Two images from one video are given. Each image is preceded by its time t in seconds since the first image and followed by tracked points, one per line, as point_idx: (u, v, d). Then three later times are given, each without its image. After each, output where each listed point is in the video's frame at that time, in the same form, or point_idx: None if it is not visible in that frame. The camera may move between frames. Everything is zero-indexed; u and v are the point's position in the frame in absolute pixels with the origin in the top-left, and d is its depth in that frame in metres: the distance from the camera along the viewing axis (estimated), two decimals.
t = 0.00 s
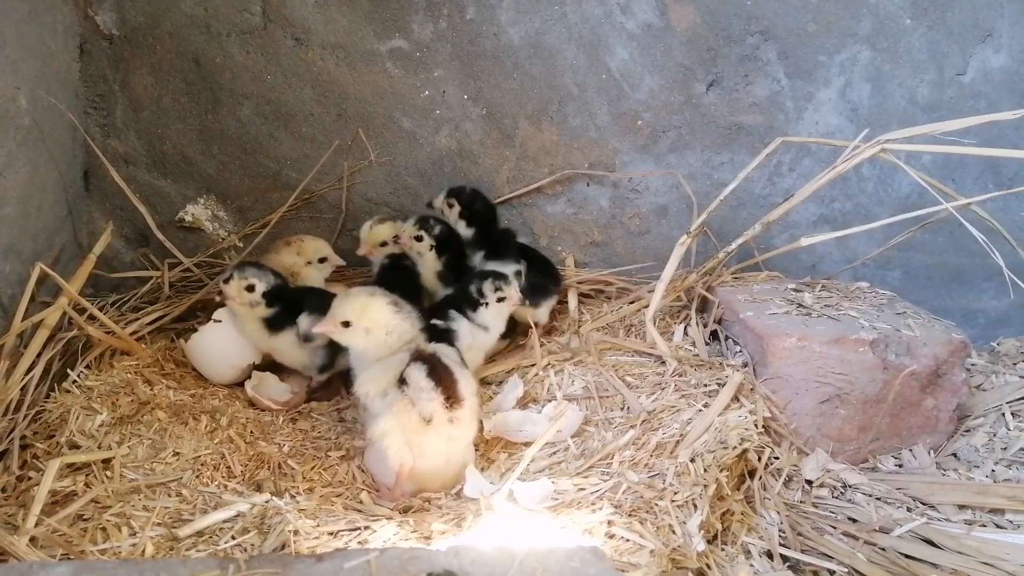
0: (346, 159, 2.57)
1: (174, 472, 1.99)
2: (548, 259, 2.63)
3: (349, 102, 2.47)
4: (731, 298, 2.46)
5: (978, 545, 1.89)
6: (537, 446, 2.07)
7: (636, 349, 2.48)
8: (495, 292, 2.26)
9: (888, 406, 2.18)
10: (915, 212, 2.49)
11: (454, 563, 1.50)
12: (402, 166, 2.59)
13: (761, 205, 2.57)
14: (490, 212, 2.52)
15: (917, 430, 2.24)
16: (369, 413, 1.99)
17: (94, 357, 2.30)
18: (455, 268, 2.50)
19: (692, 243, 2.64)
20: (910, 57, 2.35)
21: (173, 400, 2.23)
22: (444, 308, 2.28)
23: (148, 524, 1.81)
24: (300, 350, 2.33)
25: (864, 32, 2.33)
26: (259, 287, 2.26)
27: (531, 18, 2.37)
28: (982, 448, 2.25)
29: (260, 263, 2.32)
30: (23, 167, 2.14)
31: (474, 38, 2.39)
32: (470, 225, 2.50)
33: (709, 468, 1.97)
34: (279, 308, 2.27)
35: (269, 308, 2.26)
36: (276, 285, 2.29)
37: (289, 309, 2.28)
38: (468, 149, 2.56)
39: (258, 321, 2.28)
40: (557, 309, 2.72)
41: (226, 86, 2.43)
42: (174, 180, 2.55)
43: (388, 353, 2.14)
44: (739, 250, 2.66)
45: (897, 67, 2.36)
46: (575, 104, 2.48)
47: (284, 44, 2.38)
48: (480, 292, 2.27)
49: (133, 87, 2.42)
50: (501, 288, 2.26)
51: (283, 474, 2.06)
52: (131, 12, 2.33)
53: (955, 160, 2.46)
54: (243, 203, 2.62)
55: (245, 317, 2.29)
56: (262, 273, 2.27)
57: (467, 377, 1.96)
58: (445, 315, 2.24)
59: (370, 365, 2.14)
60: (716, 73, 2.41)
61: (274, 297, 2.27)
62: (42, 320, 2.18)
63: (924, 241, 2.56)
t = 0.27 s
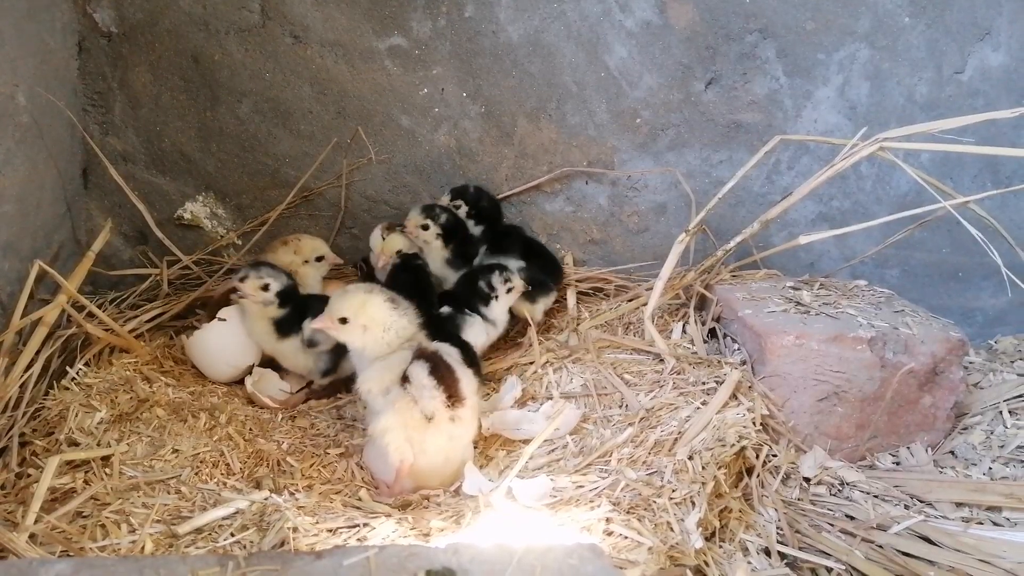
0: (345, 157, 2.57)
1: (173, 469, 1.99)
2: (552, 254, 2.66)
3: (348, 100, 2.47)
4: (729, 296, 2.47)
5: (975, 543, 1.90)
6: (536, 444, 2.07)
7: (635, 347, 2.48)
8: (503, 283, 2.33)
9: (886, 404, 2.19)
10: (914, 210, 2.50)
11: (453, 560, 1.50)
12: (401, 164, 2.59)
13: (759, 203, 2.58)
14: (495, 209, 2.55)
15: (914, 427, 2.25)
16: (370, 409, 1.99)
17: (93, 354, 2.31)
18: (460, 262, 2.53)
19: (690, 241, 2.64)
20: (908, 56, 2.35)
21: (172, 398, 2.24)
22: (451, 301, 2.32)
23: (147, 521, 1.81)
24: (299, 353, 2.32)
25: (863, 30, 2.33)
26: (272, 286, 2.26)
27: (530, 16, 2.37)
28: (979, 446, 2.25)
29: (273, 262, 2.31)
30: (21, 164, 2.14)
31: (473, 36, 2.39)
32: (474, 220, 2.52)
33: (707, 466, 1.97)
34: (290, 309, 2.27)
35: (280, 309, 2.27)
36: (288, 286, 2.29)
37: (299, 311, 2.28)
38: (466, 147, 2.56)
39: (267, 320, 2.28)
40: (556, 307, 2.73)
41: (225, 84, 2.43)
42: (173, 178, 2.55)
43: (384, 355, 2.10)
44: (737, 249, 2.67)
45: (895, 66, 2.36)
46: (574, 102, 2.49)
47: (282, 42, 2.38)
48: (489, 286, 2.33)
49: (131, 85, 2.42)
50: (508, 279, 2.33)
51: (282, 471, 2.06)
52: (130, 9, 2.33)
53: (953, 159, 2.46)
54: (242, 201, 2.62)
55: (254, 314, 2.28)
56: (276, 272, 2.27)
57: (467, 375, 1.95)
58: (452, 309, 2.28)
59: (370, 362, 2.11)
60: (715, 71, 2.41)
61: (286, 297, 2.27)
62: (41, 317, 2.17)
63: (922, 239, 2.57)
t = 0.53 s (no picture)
0: (344, 158, 2.57)
1: (172, 470, 1.99)
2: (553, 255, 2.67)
3: (347, 102, 2.48)
4: (727, 296, 2.47)
5: (974, 543, 1.90)
6: (535, 444, 2.08)
7: (633, 348, 2.48)
8: (495, 272, 2.38)
9: (884, 405, 2.19)
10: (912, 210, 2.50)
11: (452, 561, 1.50)
12: (400, 165, 2.59)
13: (758, 204, 2.58)
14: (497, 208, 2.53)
15: (913, 427, 2.25)
16: (370, 408, 1.99)
17: (91, 356, 2.31)
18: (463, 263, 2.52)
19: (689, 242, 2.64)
20: (906, 57, 2.36)
21: (170, 399, 2.24)
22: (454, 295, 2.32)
23: (146, 522, 1.81)
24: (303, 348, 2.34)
25: (861, 32, 2.34)
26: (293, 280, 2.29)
27: (528, 18, 2.37)
28: (977, 446, 2.26)
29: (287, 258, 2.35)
30: (21, 166, 2.14)
31: (472, 37, 2.40)
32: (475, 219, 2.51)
33: (705, 466, 1.97)
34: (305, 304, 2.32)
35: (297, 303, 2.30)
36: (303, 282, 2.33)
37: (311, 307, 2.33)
38: (465, 148, 2.56)
39: (281, 315, 2.29)
40: (555, 308, 2.73)
41: (224, 86, 2.43)
42: (171, 179, 2.56)
43: (393, 345, 2.11)
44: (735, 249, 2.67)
45: (893, 67, 2.37)
46: (573, 103, 2.49)
47: (281, 43, 2.39)
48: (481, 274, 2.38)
49: (130, 86, 2.42)
50: (500, 267, 2.38)
51: (282, 472, 2.06)
52: (129, 11, 2.33)
53: (951, 159, 2.47)
54: (241, 202, 2.62)
55: (269, 309, 2.29)
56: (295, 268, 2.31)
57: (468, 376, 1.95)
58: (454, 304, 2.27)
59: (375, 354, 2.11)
60: (713, 72, 2.42)
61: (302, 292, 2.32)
62: (39, 318, 2.18)
63: (920, 240, 2.57)
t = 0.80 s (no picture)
0: (343, 160, 2.57)
1: (171, 473, 1.99)
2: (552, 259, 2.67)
3: (346, 104, 2.48)
4: (727, 298, 2.47)
5: (974, 545, 1.90)
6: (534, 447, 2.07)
7: (633, 350, 2.48)
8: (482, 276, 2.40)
9: (883, 407, 2.19)
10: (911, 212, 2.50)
11: (451, 563, 1.50)
12: (399, 167, 2.59)
13: (757, 206, 2.58)
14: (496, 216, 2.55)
15: (912, 430, 2.25)
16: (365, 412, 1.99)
17: (90, 358, 2.30)
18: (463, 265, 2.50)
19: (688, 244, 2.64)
20: (904, 59, 2.36)
21: (169, 401, 2.24)
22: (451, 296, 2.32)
23: (144, 525, 1.81)
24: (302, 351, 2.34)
25: (859, 34, 2.34)
26: (291, 282, 2.31)
27: (527, 20, 2.37)
28: (976, 448, 2.26)
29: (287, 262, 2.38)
30: (19, 168, 2.14)
31: (471, 39, 2.40)
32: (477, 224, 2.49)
33: (705, 469, 1.97)
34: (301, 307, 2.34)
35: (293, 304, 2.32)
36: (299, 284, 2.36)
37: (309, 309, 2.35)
38: (464, 150, 2.56)
39: (278, 316, 2.31)
40: (554, 310, 2.73)
41: (223, 88, 2.43)
42: (170, 181, 2.55)
43: (389, 348, 2.14)
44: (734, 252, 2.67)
45: (892, 69, 2.37)
46: (572, 105, 2.49)
47: (280, 46, 2.39)
48: (470, 279, 2.38)
49: (129, 89, 2.42)
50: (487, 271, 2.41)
51: (280, 475, 2.06)
52: (128, 13, 2.33)
53: (950, 162, 2.47)
54: (240, 204, 2.62)
55: (266, 310, 2.31)
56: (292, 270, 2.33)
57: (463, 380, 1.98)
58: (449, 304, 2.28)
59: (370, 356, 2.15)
60: (712, 75, 2.42)
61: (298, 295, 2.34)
62: (38, 320, 2.17)
63: (919, 242, 2.58)
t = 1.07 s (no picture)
0: (340, 161, 2.57)
1: (166, 474, 1.98)
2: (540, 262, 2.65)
3: (343, 104, 2.47)
4: (724, 300, 2.47)
5: (971, 547, 1.90)
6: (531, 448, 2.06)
7: (630, 351, 2.48)
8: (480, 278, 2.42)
9: (880, 408, 2.19)
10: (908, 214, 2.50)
11: (447, 566, 1.50)
12: (396, 168, 2.58)
13: (754, 208, 2.58)
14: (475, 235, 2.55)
15: (909, 431, 2.25)
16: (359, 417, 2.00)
17: (86, 359, 2.30)
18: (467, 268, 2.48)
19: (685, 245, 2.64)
20: (902, 60, 2.36)
21: (165, 402, 2.23)
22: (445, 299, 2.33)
23: (140, 527, 1.80)
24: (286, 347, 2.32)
25: (857, 35, 2.34)
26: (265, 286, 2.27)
27: (524, 21, 2.37)
28: (973, 449, 2.26)
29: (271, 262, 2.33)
30: (14, 169, 2.13)
31: (468, 40, 2.39)
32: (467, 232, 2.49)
33: (702, 470, 1.97)
34: (279, 308, 2.28)
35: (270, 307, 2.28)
36: (280, 285, 2.31)
37: (288, 310, 2.29)
38: (461, 151, 2.56)
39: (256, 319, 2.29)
40: (551, 310, 2.72)
41: (219, 88, 2.43)
42: (166, 182, 2.55)
43: (382, 354, 2.14)
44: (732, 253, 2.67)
45: (889, 70, 2.37)
46: (570, 106, 2.49)
47: (277, 46, 2.38)
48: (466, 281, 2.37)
49: (125, 89, 2.41)
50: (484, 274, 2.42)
51: (277, 477, 2.05)
52: (123, 13, 2.33)
53: (947, 163, 2.47)
54: (236, 205, 2.61)
55: (244, 311, 2.29)
56: (270, 272, 2.29)
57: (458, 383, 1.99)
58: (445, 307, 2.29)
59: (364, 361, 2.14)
60: (710, 76, 2.41)
61: (275, 297, 2.29)
62: (33, 321, 2.16)
63: (917, 243, 2.58)
